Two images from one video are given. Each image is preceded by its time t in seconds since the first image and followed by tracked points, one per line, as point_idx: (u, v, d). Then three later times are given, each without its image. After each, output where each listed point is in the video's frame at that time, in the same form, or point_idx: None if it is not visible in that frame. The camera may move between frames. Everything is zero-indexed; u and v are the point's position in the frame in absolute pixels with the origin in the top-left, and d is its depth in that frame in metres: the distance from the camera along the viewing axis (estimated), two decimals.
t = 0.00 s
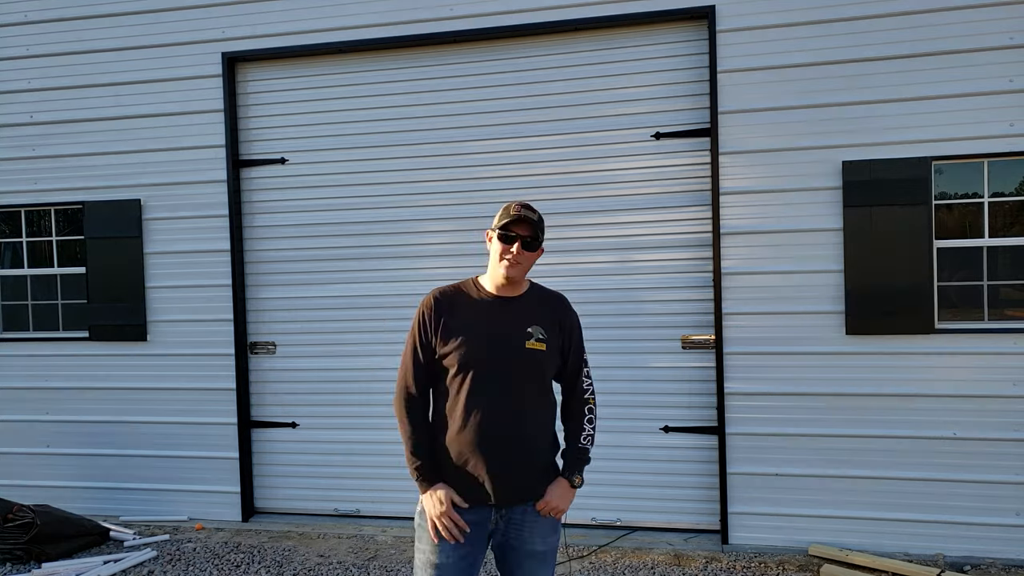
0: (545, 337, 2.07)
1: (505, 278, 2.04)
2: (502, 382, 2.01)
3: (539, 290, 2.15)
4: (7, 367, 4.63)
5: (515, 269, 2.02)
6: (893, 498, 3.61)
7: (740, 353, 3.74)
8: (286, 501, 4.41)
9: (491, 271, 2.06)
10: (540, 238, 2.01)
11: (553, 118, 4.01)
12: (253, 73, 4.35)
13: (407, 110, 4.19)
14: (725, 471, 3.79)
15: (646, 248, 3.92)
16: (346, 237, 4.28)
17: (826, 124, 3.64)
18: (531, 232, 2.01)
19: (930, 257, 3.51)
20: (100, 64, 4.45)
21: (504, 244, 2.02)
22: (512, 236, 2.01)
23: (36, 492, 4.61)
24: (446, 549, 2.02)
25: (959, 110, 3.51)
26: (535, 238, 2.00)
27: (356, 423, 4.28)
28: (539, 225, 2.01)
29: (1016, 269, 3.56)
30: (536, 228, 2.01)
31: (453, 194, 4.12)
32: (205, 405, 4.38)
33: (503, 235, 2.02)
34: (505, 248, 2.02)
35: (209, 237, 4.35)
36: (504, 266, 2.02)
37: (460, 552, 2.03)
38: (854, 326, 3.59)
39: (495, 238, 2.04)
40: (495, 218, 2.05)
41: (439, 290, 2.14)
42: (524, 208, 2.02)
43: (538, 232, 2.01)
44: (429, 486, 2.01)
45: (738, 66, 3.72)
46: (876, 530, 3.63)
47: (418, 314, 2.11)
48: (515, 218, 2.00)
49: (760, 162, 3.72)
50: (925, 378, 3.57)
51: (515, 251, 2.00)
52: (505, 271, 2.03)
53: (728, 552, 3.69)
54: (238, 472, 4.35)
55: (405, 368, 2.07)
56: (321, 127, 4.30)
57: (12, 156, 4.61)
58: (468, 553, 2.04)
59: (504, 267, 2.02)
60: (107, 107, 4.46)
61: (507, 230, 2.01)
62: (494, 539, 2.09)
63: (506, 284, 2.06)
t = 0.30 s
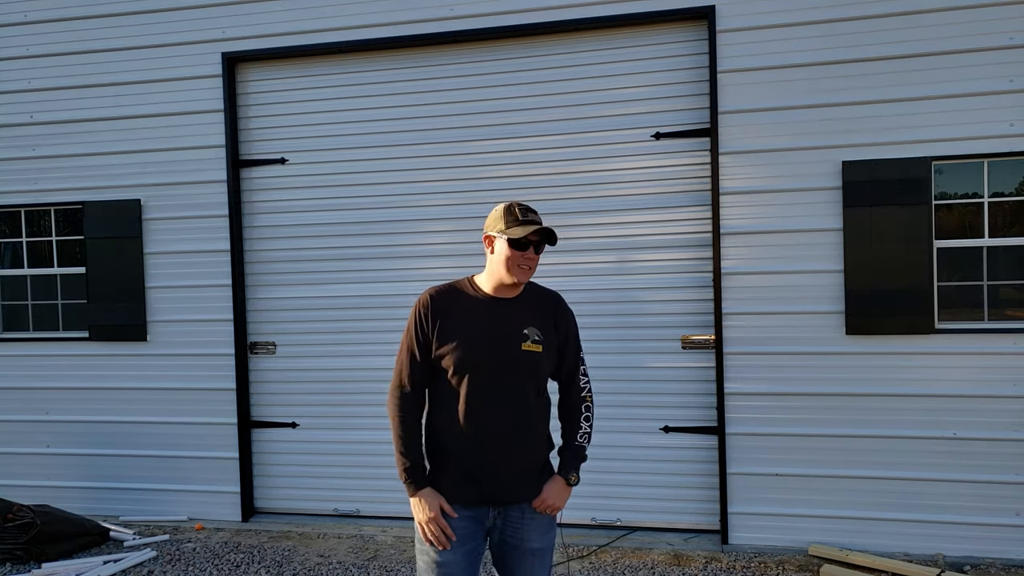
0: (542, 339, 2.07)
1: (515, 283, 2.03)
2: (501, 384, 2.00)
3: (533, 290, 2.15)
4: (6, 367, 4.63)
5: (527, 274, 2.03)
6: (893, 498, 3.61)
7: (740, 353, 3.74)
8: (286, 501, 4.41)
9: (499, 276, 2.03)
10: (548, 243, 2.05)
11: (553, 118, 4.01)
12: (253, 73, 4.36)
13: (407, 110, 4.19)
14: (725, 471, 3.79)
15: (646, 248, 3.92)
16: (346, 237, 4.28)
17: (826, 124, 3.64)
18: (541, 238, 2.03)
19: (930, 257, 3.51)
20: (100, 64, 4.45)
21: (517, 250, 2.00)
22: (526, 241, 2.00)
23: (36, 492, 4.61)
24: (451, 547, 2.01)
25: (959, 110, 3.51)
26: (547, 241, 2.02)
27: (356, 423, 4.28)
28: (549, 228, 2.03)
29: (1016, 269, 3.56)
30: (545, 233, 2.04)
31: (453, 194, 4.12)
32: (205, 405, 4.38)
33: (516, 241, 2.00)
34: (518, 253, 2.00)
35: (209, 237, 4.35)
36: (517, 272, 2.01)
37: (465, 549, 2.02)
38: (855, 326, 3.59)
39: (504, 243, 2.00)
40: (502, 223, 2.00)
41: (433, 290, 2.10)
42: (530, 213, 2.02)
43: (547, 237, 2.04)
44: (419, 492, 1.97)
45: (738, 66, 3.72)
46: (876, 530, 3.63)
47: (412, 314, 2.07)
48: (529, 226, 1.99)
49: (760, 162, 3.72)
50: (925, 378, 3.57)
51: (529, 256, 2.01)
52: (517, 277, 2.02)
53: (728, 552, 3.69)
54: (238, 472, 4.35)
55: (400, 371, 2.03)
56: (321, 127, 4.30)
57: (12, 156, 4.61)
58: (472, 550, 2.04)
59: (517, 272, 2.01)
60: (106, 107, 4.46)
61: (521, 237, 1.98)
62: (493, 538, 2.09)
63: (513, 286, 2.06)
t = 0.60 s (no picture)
0: (529, 336, 2.09)
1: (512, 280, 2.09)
2: (495, 385, 2.00)
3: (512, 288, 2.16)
4: (6, 367, 4.63)
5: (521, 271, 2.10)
6: (892, 497, 3.61)
7: (739, 353, 3.74)
8: (286, 501, 4.41)
9: (500, 277, 2.05)
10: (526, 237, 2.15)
11: (553, 118, 4.01)
12: (253, 73, 4.35)
13: (407, 110, 4.19)
14: (725, 471, 3.79)
15: (646, 248, 3.92)
16: (346, 237, 4.28)
17: (826, 124, 3.64)
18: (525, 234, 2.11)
19: (930, 258, 3.52)
20: (100, 64, 4.45)
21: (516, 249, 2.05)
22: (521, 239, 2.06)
23: (36, 492, 4.60)
24: (463, 554, 1.98)
25: (959, 110, 3.51)
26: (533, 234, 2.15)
27: (356, 424, 4.27)
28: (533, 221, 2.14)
29: (1016, 269, 3.56)
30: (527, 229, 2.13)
31: (453, 194, 4.12)
32: (205, 405, 4.38)
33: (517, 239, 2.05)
34: (518, 250, 2.06)
35: (209, 237, 4.34)
36: (519, 270, 2.07)
37: (476, 555, 2.00)
38: (854, 326, 3.59)
39: (504, 244, 2.02)
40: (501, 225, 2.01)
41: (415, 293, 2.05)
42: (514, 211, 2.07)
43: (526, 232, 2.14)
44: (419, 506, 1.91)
45: (738, 66, 3.72)
46: (876, 530, 3.63)
47: (396, 320, 2.00)
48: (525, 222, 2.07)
49: (760, 162, 3.72)
50: (924, 378, 3.58)
51: (526, 251, 2.09)
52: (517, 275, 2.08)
53: (728, 552, 3.69)
54: (238, 472, 4.35)
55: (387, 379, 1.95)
56: (321, 127, 4.30)
57: (12, 156, 4.60)
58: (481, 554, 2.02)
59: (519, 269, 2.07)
60: (106, 107, 4.46)
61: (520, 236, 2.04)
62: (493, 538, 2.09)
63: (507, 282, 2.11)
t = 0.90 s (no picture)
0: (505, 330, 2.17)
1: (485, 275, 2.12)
2: (483, 380, 2.04)
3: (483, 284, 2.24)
4: (7, 367, 4.63)
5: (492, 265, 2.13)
6: (892, 497, 3.61)
7: (740, 353, 3.74)
8: (286, 501, 4.41)
9: (474, 274, 2.07)
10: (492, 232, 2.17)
11: (553, 118, 4.01)
12: (253, 73, 4.35)
13: (407, 110, 4.19)
14: (725, 471, 3.79)
15: (646, 248, 3.92)
16: (346, 237, 4.28)
17: (826, 124, 3.64)
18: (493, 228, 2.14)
19: (930, 258, 3.52)
20: (100, 64, 4.45)
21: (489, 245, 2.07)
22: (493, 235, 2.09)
23: (36, 492, 4.61)
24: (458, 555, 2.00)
25: (959, 110, 3.51)
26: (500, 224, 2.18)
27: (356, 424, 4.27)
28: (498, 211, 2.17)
29: (1017, 269, 3.56)
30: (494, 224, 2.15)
31: (453, 194, 4.12)
32: (205, 405, 4.38)
33: (490, 234, 2.06)
34: (491, 245, 2.08)
35: (209, 237, 4.35)
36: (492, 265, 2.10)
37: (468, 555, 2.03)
38: (854, 326, 3.59)
39: (478, 241, 2.04)
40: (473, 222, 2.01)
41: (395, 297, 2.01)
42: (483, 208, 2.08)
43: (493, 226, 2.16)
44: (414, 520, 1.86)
45: (738, 66, 3.72)
46: (876, 530, 3.63)
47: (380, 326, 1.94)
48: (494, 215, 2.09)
49: (760, 162, 3.72)
50: (925, 378, 3.57)
51: (498, 243, 2.12)
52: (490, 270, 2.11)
53: (728, 552, 3.69)
54: (238, 472, 4.35)
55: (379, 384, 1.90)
56: (321, 127, 4.30)
57: (12, 156, 4.61)
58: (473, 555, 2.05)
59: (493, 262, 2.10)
60: (106, 107, 4.46)
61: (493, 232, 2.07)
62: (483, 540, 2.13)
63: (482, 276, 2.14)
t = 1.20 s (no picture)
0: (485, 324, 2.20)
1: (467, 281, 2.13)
2: (470, 379, 2.07)
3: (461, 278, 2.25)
4: (7, 367, 4.63)
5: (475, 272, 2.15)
6: (892, 497, 3.61)
7: (740, 353, 3.74)
8: (286, 501, 4.41)
9: (457, 279, 2.09)
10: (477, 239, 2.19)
11: (553, 118, 4.01)
12: (253, 73, 4.35)
13: (407, 110, 4.19)
14: (725, 471, 3.79)
15: (646, 248, 3.92)
16: (346, 237, 4.28)
17: (826, 124, 3.64)
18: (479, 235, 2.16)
19: (931, 258, 3.51)
20: (100, 64, 4.45)
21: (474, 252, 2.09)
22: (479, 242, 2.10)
23: (36, 492, 4.61)
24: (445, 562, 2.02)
25: (959, 110, 3.51)
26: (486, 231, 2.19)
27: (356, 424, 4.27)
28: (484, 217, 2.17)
29: (1017, 269, 3.56)
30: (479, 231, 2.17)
31: (453, 194, 4.12)
32: (205, 405, 4.38)
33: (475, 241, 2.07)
34: (474, 251, 2.09)
35: (209, 237, 4.35)
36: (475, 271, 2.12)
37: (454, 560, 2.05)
38: (854, 326, 3.59)
39: (462, 248, 2.05)
40: (458, 229, 2.01)
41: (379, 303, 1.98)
42: (471, 215, 2.09)
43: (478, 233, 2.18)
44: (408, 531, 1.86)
45: (738, 66, 3.72)
46: (876, 530, 3.63)
47: (366, 335, 1.91)
48: (480, 222, 2.09)
49: (760, 162, 3.72)
50: (924, 378, 3.57)
51: (482, 250, 2.13)
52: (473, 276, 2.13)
53: (728, 552, 3.69)
54: (238, 472, 4.35)
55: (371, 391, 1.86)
56: (321, 127, 4.30)
57: (12, 156, 4.61)
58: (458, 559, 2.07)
59: (476, 268, 2.11)
60: (106, 107, 4.46)
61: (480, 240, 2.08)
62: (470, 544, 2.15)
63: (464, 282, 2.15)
